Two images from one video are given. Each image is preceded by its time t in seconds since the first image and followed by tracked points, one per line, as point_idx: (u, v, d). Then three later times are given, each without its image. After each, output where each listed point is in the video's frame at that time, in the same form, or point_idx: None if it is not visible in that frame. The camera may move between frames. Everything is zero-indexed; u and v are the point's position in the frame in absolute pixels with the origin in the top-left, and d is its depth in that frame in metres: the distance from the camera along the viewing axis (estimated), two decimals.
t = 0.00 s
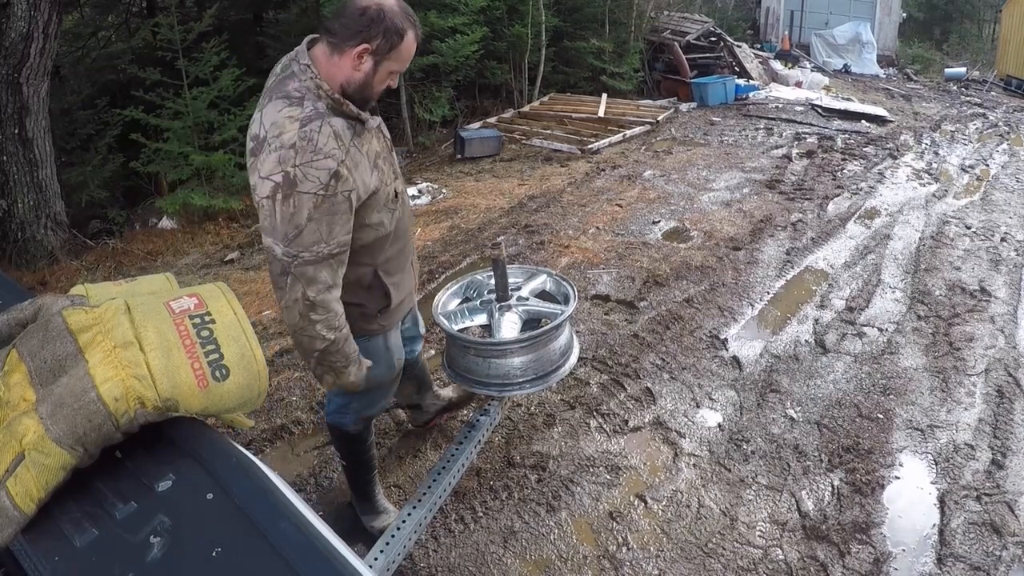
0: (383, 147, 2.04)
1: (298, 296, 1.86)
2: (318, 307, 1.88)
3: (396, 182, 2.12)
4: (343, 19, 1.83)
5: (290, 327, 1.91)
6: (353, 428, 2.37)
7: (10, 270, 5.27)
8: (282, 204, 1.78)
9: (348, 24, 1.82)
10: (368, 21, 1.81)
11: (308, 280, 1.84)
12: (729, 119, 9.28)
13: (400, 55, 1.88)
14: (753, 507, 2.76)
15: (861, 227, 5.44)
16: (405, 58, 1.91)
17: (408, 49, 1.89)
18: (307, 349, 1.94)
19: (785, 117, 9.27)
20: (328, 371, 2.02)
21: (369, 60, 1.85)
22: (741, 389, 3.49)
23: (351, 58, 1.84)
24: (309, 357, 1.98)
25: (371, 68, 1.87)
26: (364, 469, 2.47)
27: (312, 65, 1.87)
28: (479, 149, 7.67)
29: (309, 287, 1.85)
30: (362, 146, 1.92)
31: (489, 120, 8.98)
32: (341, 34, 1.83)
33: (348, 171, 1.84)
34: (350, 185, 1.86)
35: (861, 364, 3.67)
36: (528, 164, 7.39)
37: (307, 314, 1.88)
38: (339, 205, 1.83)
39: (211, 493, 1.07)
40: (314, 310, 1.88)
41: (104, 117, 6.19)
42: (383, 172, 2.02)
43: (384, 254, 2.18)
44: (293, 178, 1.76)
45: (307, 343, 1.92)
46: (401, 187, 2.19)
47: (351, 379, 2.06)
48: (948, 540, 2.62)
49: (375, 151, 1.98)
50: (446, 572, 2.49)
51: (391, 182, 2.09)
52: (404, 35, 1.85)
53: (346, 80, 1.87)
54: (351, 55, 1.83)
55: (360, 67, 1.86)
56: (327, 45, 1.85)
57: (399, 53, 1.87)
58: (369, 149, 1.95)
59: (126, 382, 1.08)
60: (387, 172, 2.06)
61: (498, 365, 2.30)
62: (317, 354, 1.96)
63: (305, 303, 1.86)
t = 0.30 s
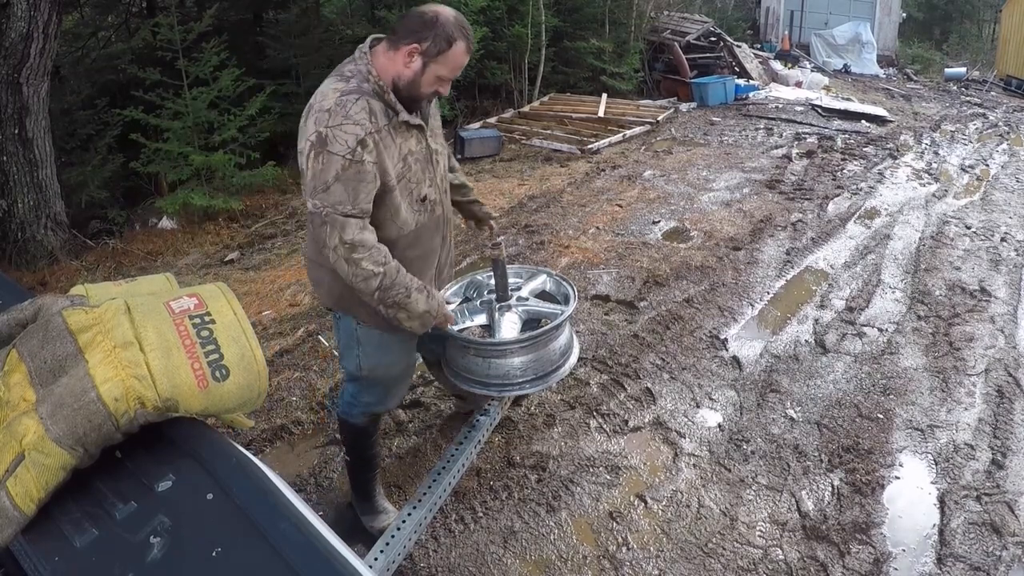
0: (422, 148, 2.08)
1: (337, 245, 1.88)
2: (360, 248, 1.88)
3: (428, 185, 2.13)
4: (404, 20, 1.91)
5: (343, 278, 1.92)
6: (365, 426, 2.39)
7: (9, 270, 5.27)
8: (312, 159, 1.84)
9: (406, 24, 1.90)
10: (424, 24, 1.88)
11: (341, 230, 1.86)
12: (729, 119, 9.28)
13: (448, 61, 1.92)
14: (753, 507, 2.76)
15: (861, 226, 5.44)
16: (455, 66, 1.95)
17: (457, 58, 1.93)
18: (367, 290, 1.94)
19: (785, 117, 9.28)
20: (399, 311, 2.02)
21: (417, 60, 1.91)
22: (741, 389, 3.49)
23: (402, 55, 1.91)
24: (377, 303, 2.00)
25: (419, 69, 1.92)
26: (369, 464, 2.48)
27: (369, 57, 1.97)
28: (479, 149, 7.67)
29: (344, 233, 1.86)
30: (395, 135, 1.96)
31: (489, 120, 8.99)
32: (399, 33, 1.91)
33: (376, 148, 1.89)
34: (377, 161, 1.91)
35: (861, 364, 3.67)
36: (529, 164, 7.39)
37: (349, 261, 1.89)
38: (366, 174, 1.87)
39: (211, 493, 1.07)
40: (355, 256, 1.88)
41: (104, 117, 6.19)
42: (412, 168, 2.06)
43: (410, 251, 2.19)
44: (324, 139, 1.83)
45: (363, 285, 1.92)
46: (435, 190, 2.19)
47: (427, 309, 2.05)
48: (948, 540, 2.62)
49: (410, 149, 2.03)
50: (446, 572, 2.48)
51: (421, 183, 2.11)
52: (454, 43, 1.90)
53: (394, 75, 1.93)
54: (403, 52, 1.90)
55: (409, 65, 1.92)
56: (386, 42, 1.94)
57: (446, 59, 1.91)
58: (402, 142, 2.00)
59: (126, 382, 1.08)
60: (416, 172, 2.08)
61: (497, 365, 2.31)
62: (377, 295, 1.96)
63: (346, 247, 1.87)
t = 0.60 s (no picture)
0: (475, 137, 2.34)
1: (370, 190, 2.20)
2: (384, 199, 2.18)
3: (469, 173, 2.38)
4: (487, 23, 2.19)
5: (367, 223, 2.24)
6: (400, 394, 2.58)
7: (9, 271, 5.26)
8: (372, 111, 2.18)
9: (488, 25, 2.18)
10: (502, 26, 2.15)
11: (375, 178, 2.18)
12: (729, 119, 9.28)
13: (516, 63, 2.16)
14: (753, 507, 2.76)
15: (861, 226, 5.44)
16: (522, 70, 2.18)
17: (524, 62, 2.16)
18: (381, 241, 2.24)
19: (785, 117, 9.28)
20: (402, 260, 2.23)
21: (489, 57, 2.17)
22: (741, 389, 3.49)
23: (478, 50, 2.17)
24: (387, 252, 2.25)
25: (489, 64, 2.17)
26: (404, 429, 2.65)
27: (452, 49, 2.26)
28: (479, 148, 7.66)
29: (379, 182, 2.18)
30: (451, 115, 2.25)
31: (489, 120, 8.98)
32: (479, 31, 2.19)
33: (426, 120, 2.20)
34: (424, 132, 2.22)
35: (861, 364, 3.67)
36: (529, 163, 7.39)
37: (377, 208, 2.20)
38: (410, 139, 2.20)
39: (211, 494, 1.08)
40: (383, 206, 2.19)
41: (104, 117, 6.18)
42: (457, 153, 2.33)
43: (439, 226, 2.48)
44: (389, 98, 2.17)
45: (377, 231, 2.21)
46: (477, 182, 2.43)
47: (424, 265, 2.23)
48: (948, 540, 2.62)
49: (462, 135, 2.30)
50: (446, 572, 2.49)
51: (464, 168, 2.37)
52: (523, 47, 2.14)
53: (468, 66, 2.20)
54: (479, 47, 2.17)
55: (482, 59, 2.18)
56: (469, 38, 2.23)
57: (512, 61, 2.15)
58: (454, 125, 2.28)
59: (126, 382, 1.08)
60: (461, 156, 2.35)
61: (498, 365, 2.31)
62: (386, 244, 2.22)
63: (376, 195, 2.19)
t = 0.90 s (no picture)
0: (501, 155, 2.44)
1: (395, 175, 2.36)
2: (407, 185, 2.34)
3: (489, 189, 2.51)
4: (546, 51, 2.23)
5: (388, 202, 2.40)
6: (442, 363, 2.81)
7: (9, 270, 5.26)
8: (413, 105, 2.31)
9: (546, 53, 2.22)
10: (559, 59, 2.18)
11: (401, 166, 2.34)
12: (729, 119, 9.28)
13: (564, 97, 2.20)
14: (753, 507, 2.76)
15: (861, 226, 5.44)
16: (568, 104, 2.22)
17: (572, 98, 2.20)
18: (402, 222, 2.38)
19: (785, 117, 9.28)
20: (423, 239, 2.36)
21: (540, 85, 2.21)
22: (741, 389, 3.49)
23: (531, 76, 2.22)
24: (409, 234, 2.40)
25: (537, 93, 2.22)
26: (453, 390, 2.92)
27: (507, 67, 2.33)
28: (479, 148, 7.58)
29: (405, 170, 2.34)
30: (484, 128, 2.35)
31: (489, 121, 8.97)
32: (537, 57, 2.23)
33: (460, 130, 2.32)
34: (455, 140, 2.35)
35: (861, 364, 3.67)
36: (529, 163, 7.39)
37: (397, 192, 2.36)
38: (441, 145, 2.33)
39: (211, 494, 1.08)
40: (403, 193, 2.35)
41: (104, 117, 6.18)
42: (481, 169, 2.45)
43: (454, 220, 2.66)
44: (433, 100, 2.29)
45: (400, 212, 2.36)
46: (495, 199, 2.57)
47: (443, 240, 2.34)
48: (948, 540, 2.62)
49: (489, 152, 2.41)
50: (446, 572, 2.49)
51: (486, 184, 2.51)
52: (574, 84, 2.18)
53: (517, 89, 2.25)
54: (533, 73, 2.21)
55: (532, 85, 2.22)
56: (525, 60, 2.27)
57: (559, 94, 2.20)
58: (486, 141, 2.39)
59: (126, 382, 1.08)
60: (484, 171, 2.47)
61: (497, 365, 2.31)
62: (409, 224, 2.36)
63: (399, 180, 2.34)
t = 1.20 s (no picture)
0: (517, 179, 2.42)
1: (428, 214, 2.24)
2: (443, 222, 2.24)
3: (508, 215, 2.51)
4: (566, 83, 2.21)
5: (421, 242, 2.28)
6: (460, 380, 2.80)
7: (9, 271, 5.26)
8: (440, 139, 2.17)
9: (566, 84, 2.20)
10: (578, 94, 2.17)
11: (436, 205, 2.22)
12: (729, 119, 9.28)
13: (582, 132, 2.21)
14: (753, 507, 2.76)
15: (861, 226, 5.44)
16: (585, 139, 2.24)
17: (589, 134, 2.22)
18: (440, 260, 2.27)
19: (785, 117, 9.28)
20: (463, 279, 2.27)
21: (558, 119, 2.21)
22: (741, 389, 3.49)
23: (549, 108, 2.20)
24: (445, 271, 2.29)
25: (555, 126, 2.21)
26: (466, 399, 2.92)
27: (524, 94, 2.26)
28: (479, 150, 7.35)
29: (441, 207, 2.22)
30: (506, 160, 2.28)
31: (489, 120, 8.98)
32: (555, 88, 2.20)
33: (489, 166, 2.23)
34: (483, 174, 2.25)
35: (861, 364, 3.67)
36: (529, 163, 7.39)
37: (434, 232, 2.25)
38: (473, 179, 2.23)
39: (211, 494, 1.08)
40: (440, 232, 2.24)
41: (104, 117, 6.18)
42: (501, 198, 2.41)
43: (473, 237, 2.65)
44: (461, 134, 2.16)
45: (438, 249, 2.25)
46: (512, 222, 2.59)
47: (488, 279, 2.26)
48: (948, 540, 2.62)
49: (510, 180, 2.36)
50: (446, 572, 2.48)
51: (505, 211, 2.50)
52: (593, 120, 2.19)
53: (535, 120, 2.23)
54: (551, 105, 2.20)
55: (549, 118, 2.21)
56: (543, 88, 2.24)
57: (578, 130, 2.20)
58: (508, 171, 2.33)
59: (126, 382, 1.08)
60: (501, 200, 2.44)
61: (498, 365, 2.31)
62: (448, 261, 2.26)
63: (436, 218, 2.22)
